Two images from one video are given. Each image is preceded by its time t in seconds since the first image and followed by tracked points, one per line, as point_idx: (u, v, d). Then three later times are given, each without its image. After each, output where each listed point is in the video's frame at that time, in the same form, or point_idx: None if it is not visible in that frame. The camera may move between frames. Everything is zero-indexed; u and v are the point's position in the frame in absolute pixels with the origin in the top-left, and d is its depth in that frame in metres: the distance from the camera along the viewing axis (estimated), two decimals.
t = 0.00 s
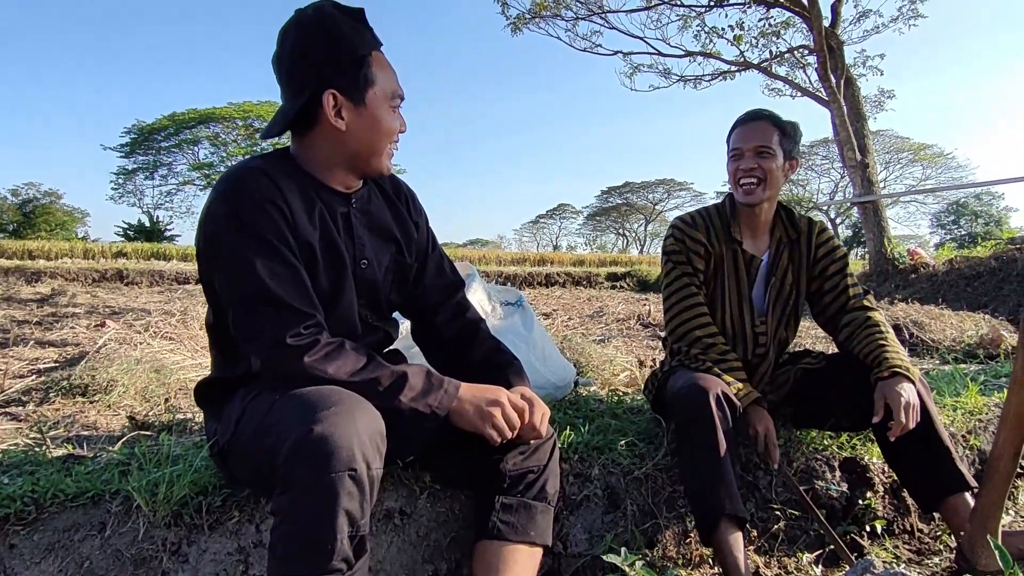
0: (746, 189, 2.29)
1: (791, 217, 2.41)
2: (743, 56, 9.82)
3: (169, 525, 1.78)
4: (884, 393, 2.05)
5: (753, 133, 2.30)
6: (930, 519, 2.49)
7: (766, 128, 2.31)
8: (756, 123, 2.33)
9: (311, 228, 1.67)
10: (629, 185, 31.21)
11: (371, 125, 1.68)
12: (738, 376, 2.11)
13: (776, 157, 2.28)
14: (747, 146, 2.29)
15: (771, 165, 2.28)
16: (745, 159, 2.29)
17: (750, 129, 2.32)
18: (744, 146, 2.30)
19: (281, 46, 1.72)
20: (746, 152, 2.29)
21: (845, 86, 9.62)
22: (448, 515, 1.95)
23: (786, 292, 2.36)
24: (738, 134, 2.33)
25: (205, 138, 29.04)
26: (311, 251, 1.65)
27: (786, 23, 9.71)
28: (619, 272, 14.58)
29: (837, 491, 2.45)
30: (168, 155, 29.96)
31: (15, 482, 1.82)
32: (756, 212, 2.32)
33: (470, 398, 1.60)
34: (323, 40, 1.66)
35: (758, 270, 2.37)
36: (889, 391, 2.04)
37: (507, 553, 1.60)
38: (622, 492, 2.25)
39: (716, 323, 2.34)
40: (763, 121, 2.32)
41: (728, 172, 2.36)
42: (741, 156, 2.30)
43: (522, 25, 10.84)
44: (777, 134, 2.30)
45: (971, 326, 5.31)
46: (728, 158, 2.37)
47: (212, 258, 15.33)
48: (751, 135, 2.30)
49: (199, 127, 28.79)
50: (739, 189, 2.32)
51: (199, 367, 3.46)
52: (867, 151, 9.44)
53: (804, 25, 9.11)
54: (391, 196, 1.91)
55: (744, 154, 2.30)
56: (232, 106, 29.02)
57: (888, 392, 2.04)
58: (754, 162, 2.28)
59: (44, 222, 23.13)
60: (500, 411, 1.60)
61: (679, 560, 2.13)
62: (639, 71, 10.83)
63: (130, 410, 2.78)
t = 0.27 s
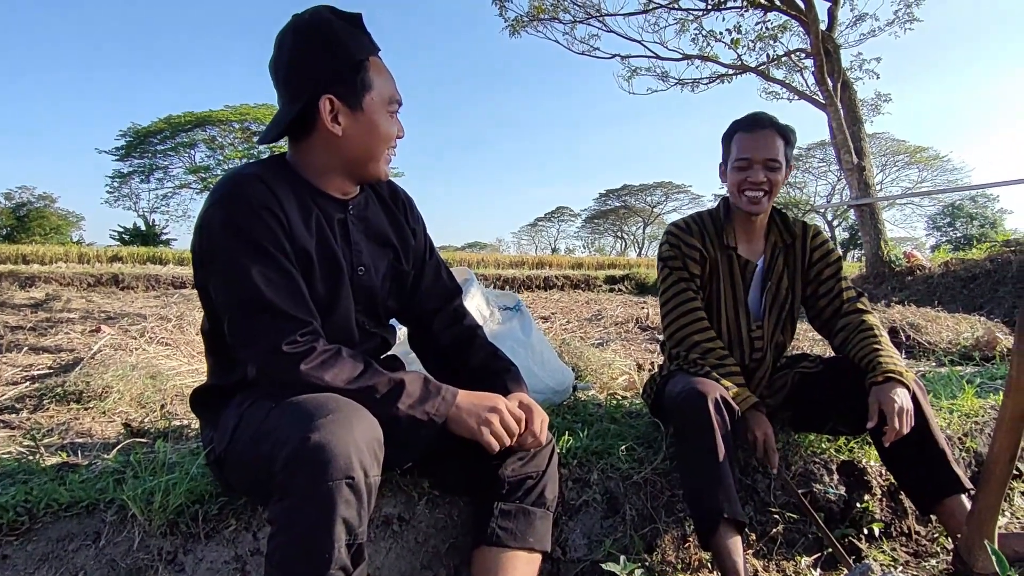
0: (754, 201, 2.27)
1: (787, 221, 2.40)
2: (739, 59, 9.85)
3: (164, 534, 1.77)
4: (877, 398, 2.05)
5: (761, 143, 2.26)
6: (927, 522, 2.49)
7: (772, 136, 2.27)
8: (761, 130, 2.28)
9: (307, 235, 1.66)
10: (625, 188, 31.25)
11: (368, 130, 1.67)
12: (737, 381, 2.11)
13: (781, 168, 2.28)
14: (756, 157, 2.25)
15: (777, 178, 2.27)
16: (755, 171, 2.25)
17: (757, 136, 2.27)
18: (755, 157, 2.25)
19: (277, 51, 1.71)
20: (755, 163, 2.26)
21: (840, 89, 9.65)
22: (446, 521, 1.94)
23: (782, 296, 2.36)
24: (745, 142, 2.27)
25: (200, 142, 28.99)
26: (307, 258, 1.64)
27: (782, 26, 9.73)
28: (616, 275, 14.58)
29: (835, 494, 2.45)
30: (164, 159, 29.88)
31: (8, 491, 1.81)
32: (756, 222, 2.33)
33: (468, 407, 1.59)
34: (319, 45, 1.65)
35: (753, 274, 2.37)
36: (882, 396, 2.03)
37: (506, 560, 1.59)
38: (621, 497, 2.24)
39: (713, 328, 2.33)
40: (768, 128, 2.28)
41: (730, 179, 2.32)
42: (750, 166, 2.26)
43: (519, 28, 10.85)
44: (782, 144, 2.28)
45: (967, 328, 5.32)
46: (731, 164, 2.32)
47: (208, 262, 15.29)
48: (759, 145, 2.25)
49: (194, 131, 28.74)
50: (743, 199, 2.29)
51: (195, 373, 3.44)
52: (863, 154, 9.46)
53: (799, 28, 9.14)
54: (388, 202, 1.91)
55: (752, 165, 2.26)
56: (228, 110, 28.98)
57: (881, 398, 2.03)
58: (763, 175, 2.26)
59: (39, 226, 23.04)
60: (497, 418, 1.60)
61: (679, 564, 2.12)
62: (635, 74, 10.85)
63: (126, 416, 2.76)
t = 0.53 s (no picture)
0: (756, 220, 2.26)
1: (777, 225, 2.42)
2: (731, 62, 9.89)
3: (155, 537, 1.76)
4: (869, 399, 2.06)
5: (767, 161, 2.21)
6: (918, 522, 2.50)
7: (775, 152, 2.22)
8: (765, 145, 2.22)
9: (298, 237, 1.66)
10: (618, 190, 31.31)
11: (358, 132, 1.67)
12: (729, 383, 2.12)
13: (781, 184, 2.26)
14: (763, 178, 2.21)
15: (777, 194, 2.26)
16: (761, 192, 2.22)
17: (761, 152, 2.21)
18: (762, 178, 2.21)
19: (269, 53, 1.71)
20: (760, 183, 2.22)
21: (832, 91, 9.70)
22: (439, 524, 1.94)
23: (772, 299, 2.36)
24: (751, 160, 2.21)
25: (192, 144, 28.88)
26: (298, 261, 1.64)
27: (773, 28, 9.79)
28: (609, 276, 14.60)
29: (827, 495, 2.45)
30: (155, 162, 29.75)
31: None
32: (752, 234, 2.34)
33: (460, 409, 1.59)
34: (310, 47, 1.65)
35: (743, 280, 2.37)
36: (875, 396, 2.04)
37: (499, 562, 1.59)
38: (613, 498, 2.24)
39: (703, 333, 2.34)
40: (772, 144, 2.23)
41: (732, 194, 2.27)
42: (756, 186, 2.22)
43: (512, 30, 10.87)
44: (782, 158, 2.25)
45: (958, 329, 5.35)
46: (733, 178, 2.26)
47: (200, 265, 15.23)
48: (765, 163, 2.20)
49: (186, 133, 28.62)
50: (745, 217, 2.27)
51: (187, 376, 3.42)
52: (854, 156, 9.52)
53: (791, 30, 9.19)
54: (379, 204, 1.90)
55: (757, 184, 2.22)
56: (220, 112, 28.88)
57: (873, 399, 2.04)
58: (766, 194, 2.24)
59: (29, 229, 22.89)
60: (490, 420, 1.60)
61: (672, 565, 2.13)
62: (628, 76, 10.89)
63: (116, 420, 2.75)
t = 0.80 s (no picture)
0: (744, 214, 2.27)
1: (778, 227, 2.41)
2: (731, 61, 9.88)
3: (155, 538, 1.76)
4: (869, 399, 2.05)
5: (753, 156, 2.22)
6: (920, 522, 2.50)
7: (765, 147, 2.23)
8: (755, 140, 2.24)
9: (298, 237, 1.65)
10: (618, 190, 31.29)
11: (357, 131, 1.66)
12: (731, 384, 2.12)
13: (773, 180, 2.25)
14: (748, 172, 2.22)
15: (768, 190, 2.26)
16: (746, 186, 2.24)
17: (750, 148, 2.23)
18: (746, 172, 2.23)
19: (268, 52, 1.70)
20: (746, 177, 2.24)
21: (832, 90, 9.68)
22: (439, 524, 1.93)
23: (773, 301, 2.36)
24: (738, 155, 2.24)
25: (192, 144, 28.87)
26: (298, 261, 1.64)
27: (773, 28, 9.78)
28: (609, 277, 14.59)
29: (828, 495, 2.45)
30: (156, 162, 29.75)
31: None
32: (748, 231, 2.33)
33: (461, 409, 1.58)
34: (310, 46, 1.65)
35: (743, 282, 2.37)
36: (874, 396, 2.03)
37: (499, 563, 1.58)
38: (614, 499, 2.23)
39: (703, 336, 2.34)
40: (762, 139, 2.24)
41: (722, 190, 2.30)
42: (741, 180, 2.25)
43: (512, 30, 10.86)
44: (775, 154, 2.25)
45: (958, 329, 5.34)
46: (722, 174, 2.30)
47: (200, 265, 15.22)
48: (751, 158, 2.22)
49: (186, 133, 28.62)
50: (734, 212, 2.29)
51: (187, 376, 3.42)
52: (854, 155, 9.51)
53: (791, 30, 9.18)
54: (379, 205, 1.90)
55: (743, 179, 2.24)
56: (220, 112, 28.88)
57: (873, 399, 2.03)
58: (753, 188, 2.24)
59: (29, 229, 22.89)
60: (491, 421, 1.59)
61: (673, 566, 2.12)
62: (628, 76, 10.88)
63: (116, 420, 2.74)
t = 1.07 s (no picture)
0: (728, 199, 2.31)
1: (777, 223, 2.43)
2: (729, 58, 9.89)
3: (156, 534, 1.77)
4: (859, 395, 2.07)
5: (738, 142, 2.29)
6: (916, 519, 2.52)
7: (751, 136, 2.29)
8: (742, 129, 2.31)
9: (297, 235, 1.66)
10: (616, 187, 31.29)
11: (354, 128, 1.67)
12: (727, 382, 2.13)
13: (760, 168, 2.29)
14: (730, 156, 2.29)
15: (753, 177, 2.29)
16: (729, 171, 2.30)
17: (736, 136, 2.31)
18: (729, 156, 2.29)
19: (266, 50, 1.71)
20: (729, 162, 2.30)
21: (830, 87, 9.69)
22: (438, 520, 1.95)
23: (771, 298, 2.37)
24: (724, 142, 2.32)
25: (190, 140, 28.81)
26: (297, 259, 1.65)
27: (771, 25, 9.78)
28: (607, 273, 14.61)
29: (825, 492, 2.47)
30: (153, 158, 29.67)
31: None
32: (739, 222, 2.35)
33: (459, 405, 1.60)
34: (307, 44, 1.65)
35: (741, 278, 2.39)
36: (865, 392, 2.06)
37: (498, 558, 1.60)
38: (612, 496, 2.25)
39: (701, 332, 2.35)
40: (748, 128, 2.31)
41: (712, 179, 2.37)
42: (725, 165, 2.31)
43: (509, 26, 10.85)
44: (763, 144, 2.29)
45: (955, 326, 5.37)
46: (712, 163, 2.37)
47: (197, 262, 15.21)
48: (735, 144, 2.29)
49: (184, 129, 28.55)
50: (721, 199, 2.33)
51: (186, 372, 3.43)
52: (852, 152, 9.52)
53: (789, 27, 9.18)
54: (376, 203, 1.91)
55: (727, 164, 2.31)
56: (217, 108, 28.81)
57: (864, 395, 2.06)
58: (736, 173, 2.29)
59: (26, 224, 22.83)
60: (489, 418, 1.61)
61: (670, 562, 2.15)
62: (624, 73, 10.91)
63: (116, 417, 2.75)
